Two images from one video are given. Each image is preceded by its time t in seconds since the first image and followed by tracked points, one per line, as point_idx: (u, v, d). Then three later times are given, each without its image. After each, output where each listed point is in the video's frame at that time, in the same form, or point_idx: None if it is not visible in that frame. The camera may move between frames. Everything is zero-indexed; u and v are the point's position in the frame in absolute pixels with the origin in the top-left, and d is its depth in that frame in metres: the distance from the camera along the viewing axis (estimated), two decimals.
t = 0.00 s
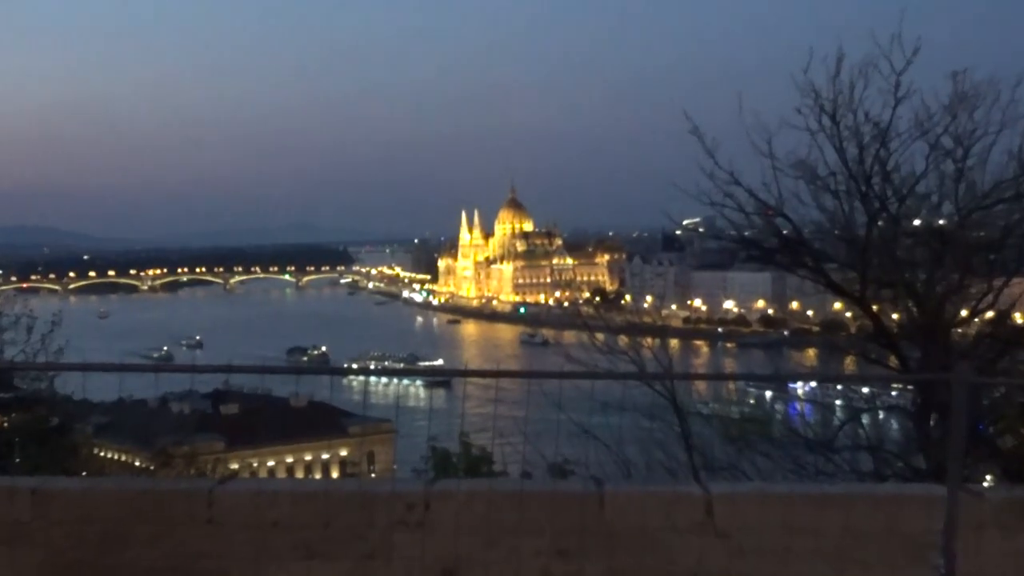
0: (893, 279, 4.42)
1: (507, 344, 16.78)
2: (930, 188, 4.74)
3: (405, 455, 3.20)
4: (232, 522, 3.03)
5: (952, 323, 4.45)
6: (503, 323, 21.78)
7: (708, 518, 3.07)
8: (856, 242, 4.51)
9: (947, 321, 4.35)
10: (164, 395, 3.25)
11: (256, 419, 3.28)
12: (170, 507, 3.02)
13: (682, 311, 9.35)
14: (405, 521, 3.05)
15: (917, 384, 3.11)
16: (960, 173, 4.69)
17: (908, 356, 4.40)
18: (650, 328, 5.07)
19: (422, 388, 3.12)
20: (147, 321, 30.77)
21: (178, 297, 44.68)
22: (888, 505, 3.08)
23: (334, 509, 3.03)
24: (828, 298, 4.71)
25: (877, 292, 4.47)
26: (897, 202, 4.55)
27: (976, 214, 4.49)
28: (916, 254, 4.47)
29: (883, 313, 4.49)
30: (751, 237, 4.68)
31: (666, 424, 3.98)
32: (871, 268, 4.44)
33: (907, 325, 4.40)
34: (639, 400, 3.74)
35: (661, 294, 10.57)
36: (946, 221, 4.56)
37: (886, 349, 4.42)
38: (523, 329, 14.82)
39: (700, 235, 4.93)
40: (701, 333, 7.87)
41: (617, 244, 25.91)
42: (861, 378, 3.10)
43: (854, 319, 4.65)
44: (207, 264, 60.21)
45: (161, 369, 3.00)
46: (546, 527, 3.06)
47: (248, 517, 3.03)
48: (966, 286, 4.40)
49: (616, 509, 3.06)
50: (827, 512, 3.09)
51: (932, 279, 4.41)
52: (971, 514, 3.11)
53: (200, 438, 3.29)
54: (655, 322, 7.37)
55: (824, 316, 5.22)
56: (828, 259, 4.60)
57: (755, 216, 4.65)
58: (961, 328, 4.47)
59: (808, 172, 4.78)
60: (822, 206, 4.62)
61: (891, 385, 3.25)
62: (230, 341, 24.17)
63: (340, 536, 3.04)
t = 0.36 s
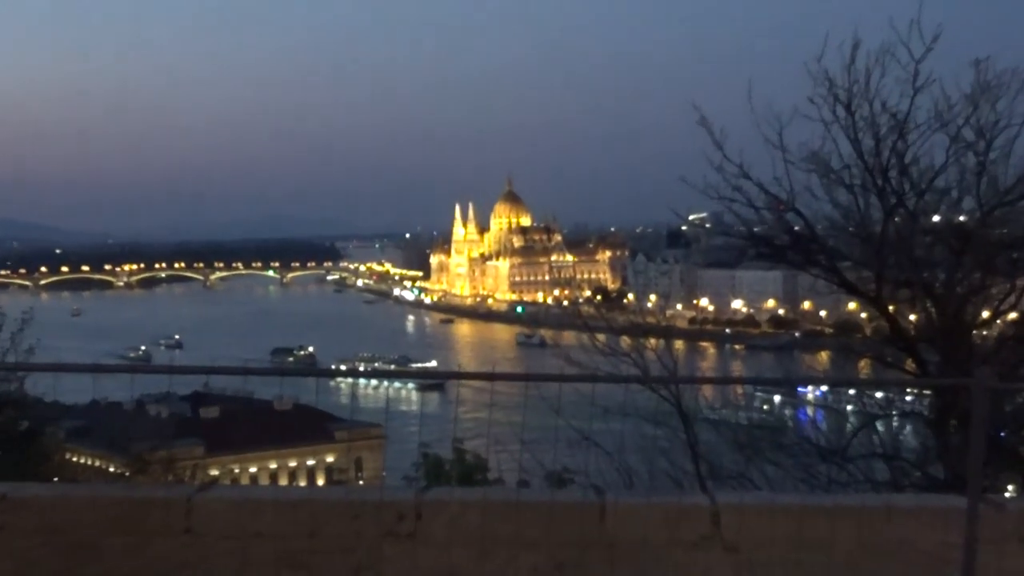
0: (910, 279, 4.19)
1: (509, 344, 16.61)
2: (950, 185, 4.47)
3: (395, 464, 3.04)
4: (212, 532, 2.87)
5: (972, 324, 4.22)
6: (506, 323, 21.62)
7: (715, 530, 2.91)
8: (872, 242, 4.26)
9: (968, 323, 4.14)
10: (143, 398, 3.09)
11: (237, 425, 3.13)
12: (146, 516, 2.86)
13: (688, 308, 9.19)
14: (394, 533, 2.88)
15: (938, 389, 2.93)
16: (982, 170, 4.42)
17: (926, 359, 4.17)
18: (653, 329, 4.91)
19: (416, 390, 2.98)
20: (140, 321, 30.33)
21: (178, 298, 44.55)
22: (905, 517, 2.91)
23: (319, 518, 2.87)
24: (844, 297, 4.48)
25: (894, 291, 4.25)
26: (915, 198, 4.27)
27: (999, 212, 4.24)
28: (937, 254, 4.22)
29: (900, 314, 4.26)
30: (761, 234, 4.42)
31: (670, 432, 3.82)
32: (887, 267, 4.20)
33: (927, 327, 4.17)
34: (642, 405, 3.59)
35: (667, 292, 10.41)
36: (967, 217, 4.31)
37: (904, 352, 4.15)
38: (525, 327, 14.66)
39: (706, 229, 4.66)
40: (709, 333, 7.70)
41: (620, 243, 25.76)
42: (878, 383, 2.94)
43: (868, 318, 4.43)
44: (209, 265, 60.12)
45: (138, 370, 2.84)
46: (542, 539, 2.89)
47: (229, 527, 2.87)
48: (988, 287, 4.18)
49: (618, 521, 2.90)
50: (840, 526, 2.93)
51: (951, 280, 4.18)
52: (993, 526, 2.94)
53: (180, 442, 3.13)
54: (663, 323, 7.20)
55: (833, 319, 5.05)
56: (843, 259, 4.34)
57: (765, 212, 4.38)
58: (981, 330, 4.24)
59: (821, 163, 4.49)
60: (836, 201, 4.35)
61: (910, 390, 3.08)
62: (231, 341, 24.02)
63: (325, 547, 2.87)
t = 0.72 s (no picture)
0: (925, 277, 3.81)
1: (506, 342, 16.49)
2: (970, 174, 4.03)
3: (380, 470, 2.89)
4: (185, 542, 2.71)
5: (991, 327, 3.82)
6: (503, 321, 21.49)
7: (717, 542, 2.75)
8: (883, 238, 3.87)
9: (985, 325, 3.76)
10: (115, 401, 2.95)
11: (214, 429, 2.99)
12: (117, 524, 2.71)
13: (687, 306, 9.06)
14: (378, 543, 2.73)
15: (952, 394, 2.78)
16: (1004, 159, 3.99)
17: (940, 364, 3.78)
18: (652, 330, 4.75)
19: (403, 393, 2.83)
20: (134, 320, 30.15)
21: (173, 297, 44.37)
22: (917, 528, 2.76)
23: (299, 527, 2.72)
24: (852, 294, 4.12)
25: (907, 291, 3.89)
26: (932, 190, 3.87)
27: None
28: (954, 251, 3.81)
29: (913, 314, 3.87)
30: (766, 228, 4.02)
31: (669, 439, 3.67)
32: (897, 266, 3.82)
33: (940, 330, 3.79)
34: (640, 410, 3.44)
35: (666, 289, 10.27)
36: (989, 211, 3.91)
37: (915, 354, 3.81)
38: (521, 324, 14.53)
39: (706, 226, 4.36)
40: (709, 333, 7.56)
41: (617, 241, 25.64)
42: (890, 389, 2.78)
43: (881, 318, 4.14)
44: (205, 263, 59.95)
45: (108, 371, 2.69)
46: (535, 550, 2.74)
47: (205, 536, 2.71)
48: (1008, 286, 3.77)
49: (614, 531, 2.74)
50: (848, 538, 2.78)
51: (968, 279, 3.80)
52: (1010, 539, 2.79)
53: (154, 446, 2.99)
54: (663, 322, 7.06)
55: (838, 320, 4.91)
56: (851, 258, 3.96)
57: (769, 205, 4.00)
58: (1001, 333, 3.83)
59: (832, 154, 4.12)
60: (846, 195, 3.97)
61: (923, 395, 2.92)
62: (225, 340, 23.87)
63: (305, 558, 2.72)
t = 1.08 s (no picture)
0: (943, 273, 3.58)
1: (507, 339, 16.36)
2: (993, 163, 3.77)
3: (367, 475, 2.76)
4: (163, 553, 2.57)
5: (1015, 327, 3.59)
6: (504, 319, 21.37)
7: (724, 553, 2.60)
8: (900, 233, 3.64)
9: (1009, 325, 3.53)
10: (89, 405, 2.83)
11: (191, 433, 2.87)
12: (91, 533, 2.56)
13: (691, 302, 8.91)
14: (367, 555, 2.58)
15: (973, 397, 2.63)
16: None
17: (961, 366, 3.56)
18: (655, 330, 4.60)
19: (393, 395, 2.68)
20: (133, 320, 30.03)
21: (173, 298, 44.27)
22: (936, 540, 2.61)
23: (283, 538, 2.58)
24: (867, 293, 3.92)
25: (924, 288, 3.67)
26: (951, 181, 3.63)
27: None
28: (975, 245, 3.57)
29: (932, 313, 3.67)
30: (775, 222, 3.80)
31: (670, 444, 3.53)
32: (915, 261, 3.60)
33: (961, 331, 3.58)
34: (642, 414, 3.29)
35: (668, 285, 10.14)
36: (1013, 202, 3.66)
37: (934, 356, 3.64)
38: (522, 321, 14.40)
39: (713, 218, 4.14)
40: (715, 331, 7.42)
41: (619, 239, 25.52)
42: (908, 392, 2.63)
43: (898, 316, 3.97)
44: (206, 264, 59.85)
45: (80, 373, 2.53)
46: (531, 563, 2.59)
47: (184, 547, 2.57)
48: None
49: (615, 542, 2.60)
50: (864, 550, 2.63)
51: (990, 275, 3.55)
52: None
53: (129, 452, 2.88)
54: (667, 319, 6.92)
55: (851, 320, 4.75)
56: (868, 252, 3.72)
57: (779, 196, 3.78)
58: None
59: (845, 143, 3.89)
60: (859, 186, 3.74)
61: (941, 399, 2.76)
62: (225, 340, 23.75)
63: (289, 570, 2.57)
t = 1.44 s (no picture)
0: (959, 270, 3.46)
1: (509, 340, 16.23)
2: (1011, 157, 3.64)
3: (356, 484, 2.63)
4: (143, 563, 2.44)
5: None
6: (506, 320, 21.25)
7: (730, 564, 2.48)
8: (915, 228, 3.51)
9: None
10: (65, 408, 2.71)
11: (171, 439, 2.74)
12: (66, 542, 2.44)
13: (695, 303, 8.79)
14: (356, 565, 2.45)
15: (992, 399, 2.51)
16: None
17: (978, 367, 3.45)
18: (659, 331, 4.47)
19: (385, 399, 2.56)
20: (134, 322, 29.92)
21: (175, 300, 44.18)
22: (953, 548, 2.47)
23: (268, 548, 2.45)
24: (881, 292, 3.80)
25: (940, 287, 3.55)
26: (969, 174, 3.50)
27: None
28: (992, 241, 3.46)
29: (948, 312, 3.56)
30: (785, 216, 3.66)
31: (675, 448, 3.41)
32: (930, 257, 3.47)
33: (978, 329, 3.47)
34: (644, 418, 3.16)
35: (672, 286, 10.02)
36: None
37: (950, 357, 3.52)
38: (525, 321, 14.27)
39: (719, 213, 4.00)
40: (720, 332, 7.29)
41: (622, 239, 25.41)
42: (924, 394, 2.50)
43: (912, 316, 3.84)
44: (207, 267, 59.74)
45: (55, 375, 2.41)
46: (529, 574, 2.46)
47: (165, 557, 2.45)
48: None
49: (616, 552, 2.47)
50: (879, 559, 2.50)
51: (1010, 272, 3.43)
52: None
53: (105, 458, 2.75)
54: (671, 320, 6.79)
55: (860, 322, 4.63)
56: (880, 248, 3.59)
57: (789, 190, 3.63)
58: None
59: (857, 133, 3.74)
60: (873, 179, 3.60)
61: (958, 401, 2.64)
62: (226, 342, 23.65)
63: None
